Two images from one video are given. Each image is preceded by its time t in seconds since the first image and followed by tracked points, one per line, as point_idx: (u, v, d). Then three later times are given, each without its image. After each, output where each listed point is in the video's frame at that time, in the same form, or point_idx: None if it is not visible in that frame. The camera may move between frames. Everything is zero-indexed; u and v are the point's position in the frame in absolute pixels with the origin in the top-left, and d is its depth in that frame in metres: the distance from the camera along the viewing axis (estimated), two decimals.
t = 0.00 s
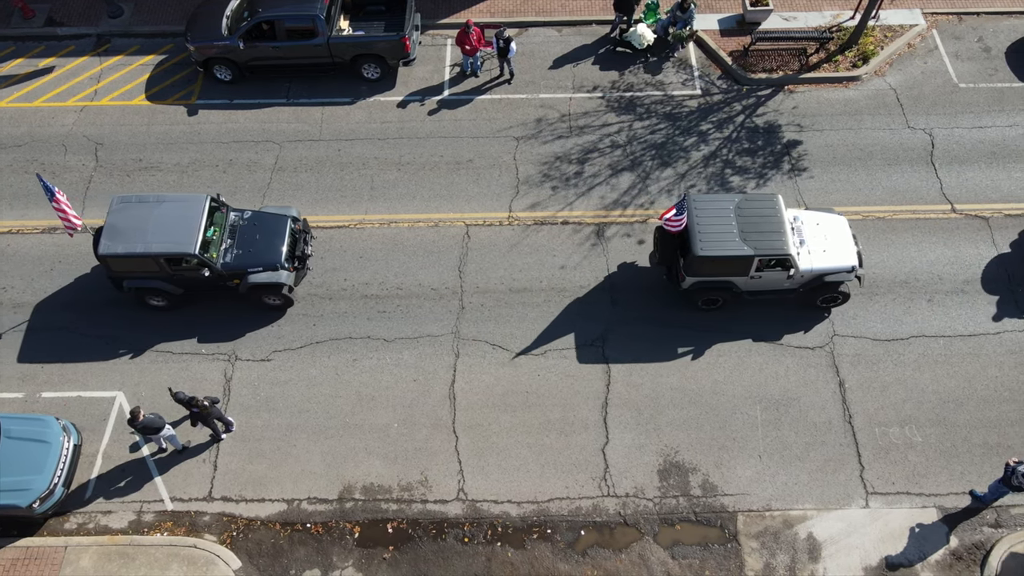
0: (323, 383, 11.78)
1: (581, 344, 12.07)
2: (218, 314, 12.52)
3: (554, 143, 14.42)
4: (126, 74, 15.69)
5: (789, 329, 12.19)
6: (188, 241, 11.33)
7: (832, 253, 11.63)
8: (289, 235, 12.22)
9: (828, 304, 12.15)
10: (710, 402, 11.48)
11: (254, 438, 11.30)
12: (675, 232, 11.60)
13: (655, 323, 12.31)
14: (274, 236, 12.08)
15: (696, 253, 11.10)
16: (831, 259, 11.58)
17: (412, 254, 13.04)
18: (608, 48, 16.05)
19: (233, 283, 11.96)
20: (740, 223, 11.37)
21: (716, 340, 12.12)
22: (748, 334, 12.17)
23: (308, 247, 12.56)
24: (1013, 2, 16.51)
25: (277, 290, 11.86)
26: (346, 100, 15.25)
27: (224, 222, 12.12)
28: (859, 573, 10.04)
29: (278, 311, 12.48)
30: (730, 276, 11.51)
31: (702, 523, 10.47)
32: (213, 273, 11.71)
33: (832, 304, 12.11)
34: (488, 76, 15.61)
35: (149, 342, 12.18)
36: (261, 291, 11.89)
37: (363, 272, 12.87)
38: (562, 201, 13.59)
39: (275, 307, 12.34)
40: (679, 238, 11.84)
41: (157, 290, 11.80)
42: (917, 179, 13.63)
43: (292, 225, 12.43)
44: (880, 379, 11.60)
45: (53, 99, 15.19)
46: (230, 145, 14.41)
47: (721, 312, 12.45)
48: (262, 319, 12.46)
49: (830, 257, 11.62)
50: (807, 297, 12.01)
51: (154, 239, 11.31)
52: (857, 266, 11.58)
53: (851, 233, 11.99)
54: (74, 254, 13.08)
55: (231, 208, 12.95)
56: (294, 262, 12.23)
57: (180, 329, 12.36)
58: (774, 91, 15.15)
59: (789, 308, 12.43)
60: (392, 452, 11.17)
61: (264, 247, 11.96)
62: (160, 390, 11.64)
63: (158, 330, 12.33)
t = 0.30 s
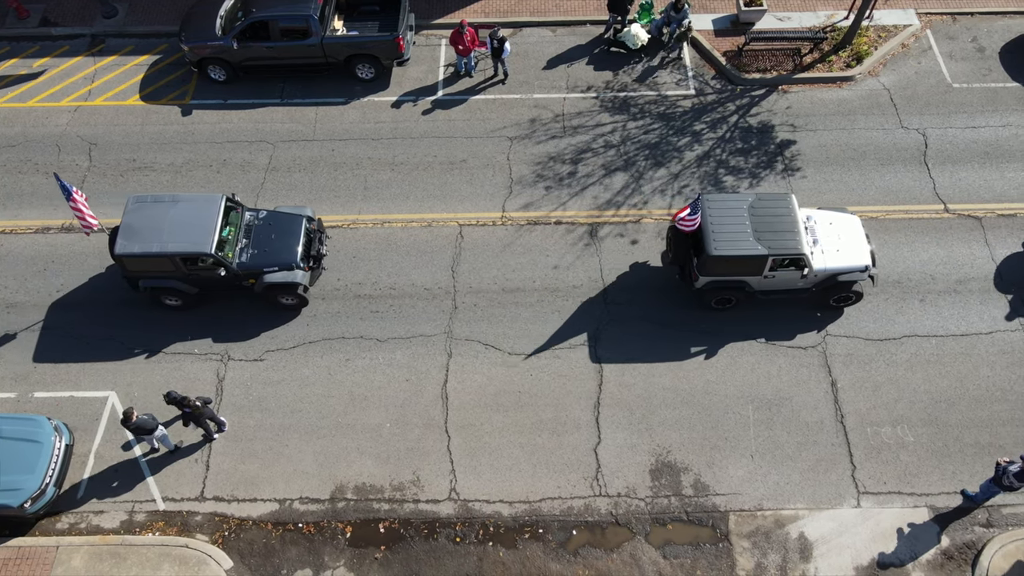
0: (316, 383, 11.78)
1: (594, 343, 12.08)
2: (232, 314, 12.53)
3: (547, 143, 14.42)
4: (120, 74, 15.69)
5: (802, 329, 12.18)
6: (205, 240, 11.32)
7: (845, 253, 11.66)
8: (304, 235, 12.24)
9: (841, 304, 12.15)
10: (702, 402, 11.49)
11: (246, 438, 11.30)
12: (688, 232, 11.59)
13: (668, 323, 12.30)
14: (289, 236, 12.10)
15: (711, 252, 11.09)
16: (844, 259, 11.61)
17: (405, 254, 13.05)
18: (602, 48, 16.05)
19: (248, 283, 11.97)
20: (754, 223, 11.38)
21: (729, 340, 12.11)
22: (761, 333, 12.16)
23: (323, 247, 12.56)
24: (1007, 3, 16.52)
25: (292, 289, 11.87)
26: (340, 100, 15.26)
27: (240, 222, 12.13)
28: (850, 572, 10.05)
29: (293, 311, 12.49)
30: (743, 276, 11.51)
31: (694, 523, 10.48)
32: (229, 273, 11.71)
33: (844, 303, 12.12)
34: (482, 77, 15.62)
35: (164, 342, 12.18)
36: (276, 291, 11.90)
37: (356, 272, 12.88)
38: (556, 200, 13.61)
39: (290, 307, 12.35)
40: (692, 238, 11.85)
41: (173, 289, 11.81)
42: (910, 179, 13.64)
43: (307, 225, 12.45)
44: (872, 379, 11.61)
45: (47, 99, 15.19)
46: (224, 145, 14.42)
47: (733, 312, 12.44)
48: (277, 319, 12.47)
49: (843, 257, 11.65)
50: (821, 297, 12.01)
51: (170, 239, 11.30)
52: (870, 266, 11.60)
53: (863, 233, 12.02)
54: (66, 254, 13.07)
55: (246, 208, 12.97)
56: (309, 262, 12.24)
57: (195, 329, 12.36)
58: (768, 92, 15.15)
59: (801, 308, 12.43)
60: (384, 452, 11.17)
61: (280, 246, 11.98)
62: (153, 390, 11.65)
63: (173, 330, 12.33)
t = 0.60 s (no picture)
0: (308, 382, 11.78)
1: (608, 342, 12.06)
2: (247, 313, 12.53)
3: (541, 142, 14.42)
4: (114, 74, 15.68)
5: (816, 327, 12.18)
6: (221, 239, 11.30)
7: (859, 252, 11.68)
8: (319, 234, 12.23)
9: (855, 303, 12.17)
10: (695, 401, 11.48)
11: (238, 437, 11.30)
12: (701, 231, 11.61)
13: (681, 321, 12.29)
14: (305, 235, 12.09)
15: (725, 251, 11.11)
16: (858, 258, 11.62)
17: (398, 253, 13.04)
18: (596, 48, 16.04)
19: (264, 281, 11.97)
20: (768, 221, 11.39)
21: (743, 338, 12.10)
22: (775, 332, 12.15)
23: (338, 246, 12.56)
24: (1001, 2, 16.53)
25: (307, 288, 11.86)
26: (334, 99, 15.25)
27: (255, 220, 12.14)
28: (841, 571, 10.05)
29: (308, 310, 12.50)
30: (758, 274, 11.52)
31: (685, 522, 10.48)
32: (245, 271, 11.71)
33: (858, 302, 12.12)
34: (476, 76, 15.61)
35: (179, 341, 12.17)
36: (292, 290, 11.88)
37: (349, 272, 12.88)
38: (550, 199, 13.61)
39: (305, 306, 12.34)
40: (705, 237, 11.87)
41: (189, 288, 11.82)
42: (904, 178, 13.63)
43: (322, 223, 12.45)
44: (864, 378, 11.61)
45: (41, 99, 15.18)
46: (218, 144, 14.41)
47: (746, 310, 12.44)
48: (293, 318, 12.48)
49: (857, 255, 11.67)
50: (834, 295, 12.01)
51: (187, 237, 11.28)
52: (885, 264, 11.61)
53: (877, 231, 12.04)
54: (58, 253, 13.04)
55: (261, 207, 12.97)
56: (324, 261, 12.24)
57: (210, 328, 12.35)
58: (762, 91, 15.15)
59: (815, 307, 12.42)
60: (376, 451, 11.17)
61: (296, 245, 11.97)
62: (145, 390, 11.63)
63: (187, 329, 12.33)
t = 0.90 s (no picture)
0: (300, 381, 11.78)
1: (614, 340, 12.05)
2: (262, 311, 12.53)
3: (534, 141, 14.41)
4: (108, 73, 15.67)
5: (829, 325, 12.16)
6: (238, 237, 11.27)
7: (873, 250, 11.69)
8: (335, 233, 12.23)
9: (868, 301, 12.14)
10: (687, 400, 11.48)
11: (230, 436, 11.29)
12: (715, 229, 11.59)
13: (688, 320, 12.26)
14: (321, 233, 12.10)
15: (740, 249, 11.08)
16: (872, 256, 11.64)
17: (391, 252, 13.04)
18: (590, 46, 16.04)
19: (279, 280, 11.97)
20: (783, 219, 11.37)
21: (756, 336, 12.10)
22: (789, 330, 12.14)
23: (353, 244, 12.56)
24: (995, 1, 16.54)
25: (323, 286, 11.86)
26: (328, 98, 15.25)
27: (271, 218, 12.13)
28: (832, 570, 10.05)
29: (323, 308, 12.49)
30: (772, 272, 11.51)
31: (677, 520, 10.48)
32: (261, 269, 11.70)
33: (871, 299, 12.10)
34: (470, 75, 15.60)
35: (194, 340, 12.17)
36: (307, 288, 11.89)
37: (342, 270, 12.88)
38: (544, 197, 13.61)
39: (320, 304, 12.34)
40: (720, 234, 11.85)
41: (204, 287, 11.80)
42: (897, 177, 13.63)
43: (337, 222, 12.45)
44: (856, 376, 11.61)
45: (34, 98, 15.17)
46: (211, 143, 14.40)
47: (747, 309, 12.42)
48: (308, 316, 12.49)
49: (871, 253, 11.68)
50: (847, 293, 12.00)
51: (203, 235, 11.25)
52: (899, 262, 11.63)
53: (891, 230, 12.03)
54: (50, 251, 13.00)
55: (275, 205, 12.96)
56: (340, 259, 12.24)
57: (225, 327, 12.35)
58: (755, 90, 15.14)
59: (829, 304, 12.40)
60: (368, 449, 11.17)
61: (312, 244, 11.99)
62: (137, 388, 11.62)
63: (201, 328, 12.32)
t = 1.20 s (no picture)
0: (292, 379, 11.77)
1: (606, 339, 12.03)
2: (275, 309, 12.53)
3: (528, 139, 14.41)
4: (102, 71, 15.66)
5: (842, 323, 12.14)
6: (253, 234, 11.26)
7: (888, 247, 11.66)
8: (349, 230, 12.20)
9: (881, 299, 12.11)
10: (679, 398, 11.47)
11: (221, 434, 11.28)
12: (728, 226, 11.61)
13: (681, 319, 12.24)
14: (336, 231, 12.06)
15: (754, 246, 11.12)
16: (886, 253, 11.61)
17: (384, 251, 13.02)
18: (584, 45, 16.03)
19: (294, 278, 11.94)
20: (797, 217, 11.40)
21: (755, 334, 12.08)
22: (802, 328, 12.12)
23: (367, 242, 12.54)
24: None
25: (337, 284, 11.83)
26: (322, 96, 15.24)
27: (285, 216, 12.11)
28: (824, 568, 10.04)
29: (337, 307, 12.47)
30: (786, 270, 11.50)
31: (668, 518, 10.48)
32: (276, 267, 11.67)
33: (885, 298, 12.08)
34: (464, 74, 15.60)
35: (208, 338, 12.17)
36: (322, 286, 11.86)
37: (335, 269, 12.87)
38: (537, 195, 13.60)
39: (334, 302, 12.32)
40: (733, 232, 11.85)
41: (219, 285, 11.78)
42: (891, 175, 13.61)
43: (351, 220, 12.43)
44: (849, 375, 11.61)
45: (28, 96, 15.15)
46: (204, 142, 14.39)
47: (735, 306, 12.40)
48: (322, 314, 12.47)
49: (885, 251, 11.66)
50: (860, 292, 11.97)
51: (219, 233, 11.24)
52: (913, 260, 11.60)
53: (905, 227, 12.01)
54: (43, 250, 12.98)
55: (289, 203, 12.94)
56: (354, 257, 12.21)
57: (239, 325, 12.35)
58: (749, 88, 15.13)
59: (842, 302, 12.38)
60: (359, 447, 11.16)
61: (326, 241, 11.95)
62: (129, 387, 11.60)
63: (215, 326, 12.32)
